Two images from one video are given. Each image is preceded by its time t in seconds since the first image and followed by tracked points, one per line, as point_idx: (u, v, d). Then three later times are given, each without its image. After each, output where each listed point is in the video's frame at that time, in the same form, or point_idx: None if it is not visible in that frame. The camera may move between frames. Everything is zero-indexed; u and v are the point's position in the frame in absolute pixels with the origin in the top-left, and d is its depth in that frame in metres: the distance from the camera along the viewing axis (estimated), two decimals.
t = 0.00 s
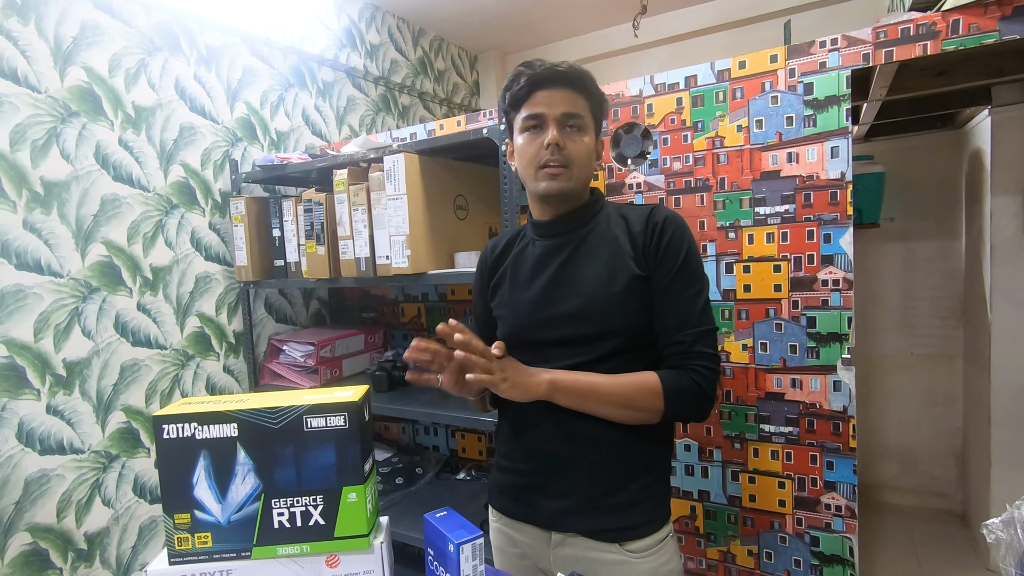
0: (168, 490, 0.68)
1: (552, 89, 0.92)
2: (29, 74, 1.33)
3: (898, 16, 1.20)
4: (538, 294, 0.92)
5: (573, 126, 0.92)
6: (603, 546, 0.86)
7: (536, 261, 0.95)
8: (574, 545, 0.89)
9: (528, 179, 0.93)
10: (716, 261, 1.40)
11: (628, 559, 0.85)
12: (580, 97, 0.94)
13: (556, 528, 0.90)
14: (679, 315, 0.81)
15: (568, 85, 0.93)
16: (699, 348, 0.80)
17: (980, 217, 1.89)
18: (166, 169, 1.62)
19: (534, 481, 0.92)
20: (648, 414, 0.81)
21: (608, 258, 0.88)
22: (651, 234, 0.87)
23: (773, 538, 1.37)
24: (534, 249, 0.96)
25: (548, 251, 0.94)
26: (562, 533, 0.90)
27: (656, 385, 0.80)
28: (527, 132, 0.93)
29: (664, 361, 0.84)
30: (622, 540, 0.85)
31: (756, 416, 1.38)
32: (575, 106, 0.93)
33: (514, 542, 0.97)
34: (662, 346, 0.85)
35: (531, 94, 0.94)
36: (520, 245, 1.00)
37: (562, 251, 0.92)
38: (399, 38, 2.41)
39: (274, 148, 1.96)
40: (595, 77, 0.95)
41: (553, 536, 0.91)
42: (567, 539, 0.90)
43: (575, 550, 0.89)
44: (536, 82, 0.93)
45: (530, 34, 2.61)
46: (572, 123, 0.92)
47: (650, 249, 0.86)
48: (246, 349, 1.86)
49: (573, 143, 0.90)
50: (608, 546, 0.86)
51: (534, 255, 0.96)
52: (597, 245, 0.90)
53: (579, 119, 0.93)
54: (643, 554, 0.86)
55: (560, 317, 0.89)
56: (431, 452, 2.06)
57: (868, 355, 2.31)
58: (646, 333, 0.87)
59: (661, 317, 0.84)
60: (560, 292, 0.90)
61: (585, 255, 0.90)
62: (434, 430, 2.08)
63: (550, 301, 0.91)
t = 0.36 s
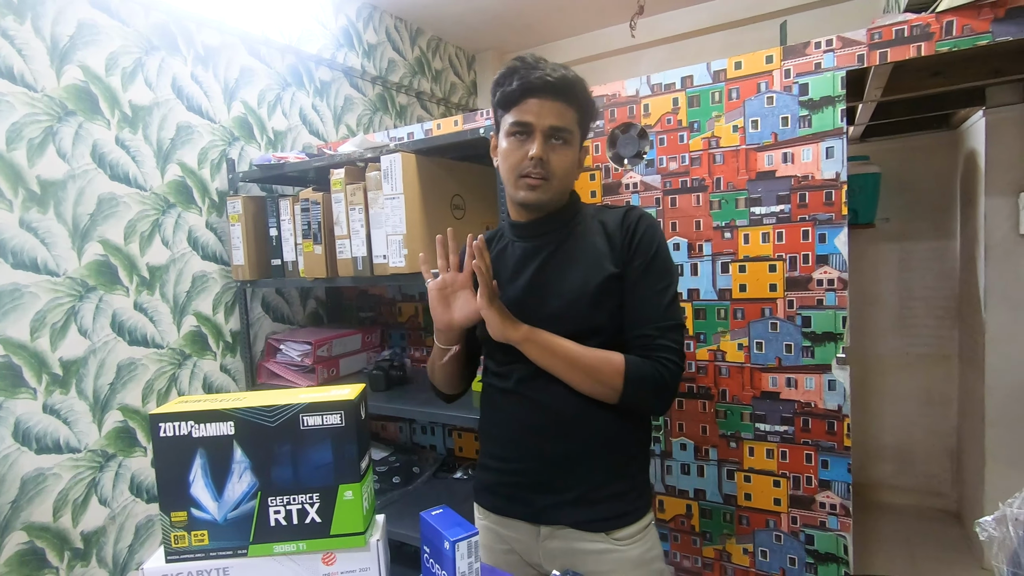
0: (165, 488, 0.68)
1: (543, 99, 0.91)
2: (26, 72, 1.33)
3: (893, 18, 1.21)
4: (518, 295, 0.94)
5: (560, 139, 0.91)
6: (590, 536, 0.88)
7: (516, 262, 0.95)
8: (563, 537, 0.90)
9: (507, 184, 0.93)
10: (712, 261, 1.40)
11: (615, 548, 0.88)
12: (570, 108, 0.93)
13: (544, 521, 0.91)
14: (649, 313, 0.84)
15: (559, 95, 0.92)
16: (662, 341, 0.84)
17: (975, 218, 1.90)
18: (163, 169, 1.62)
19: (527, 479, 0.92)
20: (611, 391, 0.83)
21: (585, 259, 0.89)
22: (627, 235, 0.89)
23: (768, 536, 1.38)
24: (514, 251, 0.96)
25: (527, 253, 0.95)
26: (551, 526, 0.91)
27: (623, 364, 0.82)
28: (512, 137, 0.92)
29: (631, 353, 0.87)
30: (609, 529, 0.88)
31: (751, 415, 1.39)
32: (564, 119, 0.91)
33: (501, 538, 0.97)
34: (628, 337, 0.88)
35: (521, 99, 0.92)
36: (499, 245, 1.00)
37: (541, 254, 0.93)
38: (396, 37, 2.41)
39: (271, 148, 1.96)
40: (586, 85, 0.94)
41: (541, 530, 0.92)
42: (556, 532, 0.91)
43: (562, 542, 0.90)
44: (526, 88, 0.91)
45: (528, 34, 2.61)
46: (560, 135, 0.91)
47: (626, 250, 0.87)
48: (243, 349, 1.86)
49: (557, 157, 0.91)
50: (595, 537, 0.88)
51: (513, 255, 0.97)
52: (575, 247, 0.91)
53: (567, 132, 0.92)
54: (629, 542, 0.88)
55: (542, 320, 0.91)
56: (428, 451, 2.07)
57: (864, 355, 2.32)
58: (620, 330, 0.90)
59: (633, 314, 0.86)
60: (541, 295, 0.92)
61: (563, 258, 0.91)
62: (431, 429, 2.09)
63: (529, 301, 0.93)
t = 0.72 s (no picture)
0: (170, 485, 0.68)
1: (530, 105, 0.92)
2: (30, 70, 1.34)
3: (895, 23, 1.21)
4: (516, 300, 0.94)
5: (552, 142, 0.93)
6: (580, 531, 0.89)
7: (513, 267, 0.96)
8: (554, 533, 0.91)
9: (504, 191, 0.94)
10: (713, 263, 1.41)
11: (604, 544, 0.88)
12: (558, 110, 0.94)
13: (536, 517, 0.92)
14: (655, 320, 0.86)
15: (545, 100, 0.93)
16: (676, 348, 0.86)
17: (975, 222, 1.91)
18: (166, 167, 1.63)
19: (527, 479, 0.92)
20: (629, 404, 0.85)
21: (583, 264, 0.89)
22: (625, 239, 0.89)
23: (767, 538, 1.38)
24: (511, 255, 0.97)
25: (523, 258, 0.95)
26: (542, 521, 0.92)
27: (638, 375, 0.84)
28: (505, 145, 0.93)
29: (642, 361, 0.88)
30: (598, 525, 0.88)
31: (751, 417, 1.39)
32: (554, 121, 0.93)
33: (493, 532, 0.98)
34: (636, 346, 0.89)
35: (508, 106, 0.93)
36: (495, 250, 1.00)
37: (538, 258, 0.93)
38: (399, 38, 2.41)
39: (274, 147, 1.96)
40: (571, 88, 0.95)
41: (532, 524, 0.93)
42: (547, 527, 0.91)
43: (552, 537, 0.91)
44: (513, 95, 0.92)
45: (530, 36, 2.62)
46: (551, 138, 0.93)
47: (625, 255, 0.88)
48: (244, 347, 1.86)
49: (551, 160, 0.91)
50: (585, 532, 0.89)
51: (510, 260, 0.97)
52: (572, 251, 0.91)
53: (558, 134, 0.93)
54: (618, 539, 0.89)
55: (541, 323, 0.92)
56: (428, 452, 2.07)
57: (863, 358, 2.32)
58: (622, 333, 0.91)
59: (638, 320, 0.87)
60: (539, 299, 0.92)
61: (560, 262, 0.91)
62: (431, 429, 2.09)
63: (528, 306, 0.93)
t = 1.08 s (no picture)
0: (177, 480, 0.69)
1: (533, 102, 0.93)
2: (39, 67, 1.35)
3: (903, 22, 1.21)
4: (521, 297, 0.94)
5: (556, 137, 0.93)
6: (585, 528, 0.89)
7: (520, 265, 0.96)
8: (559, 530, 0.91)
9: (510, 189, 0.94)
10: (718, 262, 1.41)
11: (610, 541, 0.89)
12: (561, 105, 0.94)
13: (541, 513, 0.92)
14: (659, 318, 0.85)
15: (548, 96, 0.93)
16: (677, 345, 0.85)
17: (982, 223, 1.90)
18: (173, 164, 1.64)
19: (531, 476, 0.92)
20: (630, 401, 0.85)
21: (589, 262, 0.90)
22: (632, 238, 0.89)
23: (771, 538, 1.38)
24: (517, 253, 0.97)
25: (529, 255, 0.95)
26: (547, 518, 0.92)
27: (641, 373, 0.84)
28: (509, 142, 0.94)
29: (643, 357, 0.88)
30: (604, 523, 0.88)
31: (755, 417, 1.39)
32: (557, 117, 0.93)
33: (497, 529, 0.98)
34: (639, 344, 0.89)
35: (512, 104, 0.94)
36: (502, 248, 1.01)
37: (544, 256, 0.93)
38: (405, 36, 2.41)
39: (280, 144, 1.96)
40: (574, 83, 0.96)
41: (538, 521, 0.93)
42: (553, 524, 0.92)
43: (557, 534, 0.91)
44: (517, 92, 0.93)
45: (536, 34, 2.62)
46: (555, 134, 0.93)
47: (631, 253, 0.88)
48: (249, 344, 1.87)
49: (556, 155, 0.92)
50: (591, 529, 0.89)
51: (516, 257, 0.97)
52: (578, 249, 0.91)
53: (562, 129, 0.93)
54: (623, 535, 0.89)
55: (547, 321, 0.92)
56: (432, 449, 2.08)
57: (869, 359, 2.31)
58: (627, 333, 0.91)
59: (642, 319, 0.87)
60: (544, 296, 0.92)
61: (566, 259, 0.91)
62: (435, 427, 2.10)
63: (534, 303, 0.93)
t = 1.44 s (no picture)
0: (187, 472, 0.69)
1: (535, 101, 0.93)
2: (50, 61, 1.35)
3: (915, 20, 1.20)
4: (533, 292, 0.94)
5: (560, 132, 0.93)
6: (594, 524, 0.89)
7: (531, 261, 0.96)
8: (567, 525, 0.91)
9: (520, 190, 0.95)
10: (726, 261, 1.40)
11: (618, 537, 0.89)
12: (565, 101, 0.94)
13: (549, 509, 0.92)
14: (659, 312, 0.84)
15: (551, 94, 0.94)
16: (673, 341, 0.83)
17: (992, 223, 1.88)
18: (182, 159, 1.64)
19: (539, 472, 0.93)
20: (620, 394, 0.83)
21: (600, 258, 0.90)
22: (643, 235, 0.89)
23: (776, 537, 1.38)
24: (529, 250, 0.97)
25: (541, 251, 0.95)
26: (555, 514, 0.92)
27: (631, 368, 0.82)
28: (516, 144, 0.95)
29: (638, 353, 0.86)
30: (612, 519, 0.88)
31: (762, 416, 1.38)
32: (561, 112, 0.93)
33: (506, 524, 0.98)
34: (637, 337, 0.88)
35: (514, 106, 0.95)
36: (514, 244, 1.01)
37: (556, 252, 0.94)
38: (412, 32, 2.41)
39: (287, 140, 1.97)
40: (576, 78, 0.96)
41: (546, 517, 0.93)
42: (561, 519, 0.92)
43: (566, 529, 0.91)
44: (518, 94, 0.94)
45: (544, 31, 2.61)
46: (559, 130, 0.93)
47: (640, 248, 0.88)
48: (256, 339, 1.87)
49: (562, 152, 0.92)
50: (599, 525, 0.89)
51: (528, 254, 0.97)
52: (590, 246, 0.91)
53: (566, 124, 0.94)
54: (632, 532, 0.89)
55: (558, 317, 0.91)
56: (437, 445, 2.08)
57: (876, 359, 2.31)
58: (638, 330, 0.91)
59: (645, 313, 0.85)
60: (556, 292, 0.92)
61: (578, 255, 0.92)
62: (440, 423, 2.10)
63: (545, 299, 0.93)
